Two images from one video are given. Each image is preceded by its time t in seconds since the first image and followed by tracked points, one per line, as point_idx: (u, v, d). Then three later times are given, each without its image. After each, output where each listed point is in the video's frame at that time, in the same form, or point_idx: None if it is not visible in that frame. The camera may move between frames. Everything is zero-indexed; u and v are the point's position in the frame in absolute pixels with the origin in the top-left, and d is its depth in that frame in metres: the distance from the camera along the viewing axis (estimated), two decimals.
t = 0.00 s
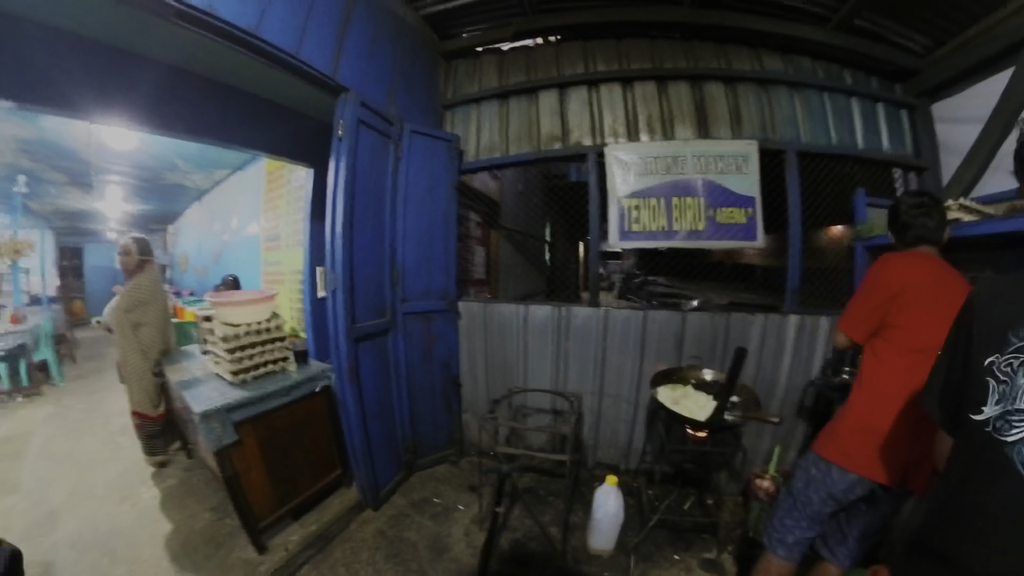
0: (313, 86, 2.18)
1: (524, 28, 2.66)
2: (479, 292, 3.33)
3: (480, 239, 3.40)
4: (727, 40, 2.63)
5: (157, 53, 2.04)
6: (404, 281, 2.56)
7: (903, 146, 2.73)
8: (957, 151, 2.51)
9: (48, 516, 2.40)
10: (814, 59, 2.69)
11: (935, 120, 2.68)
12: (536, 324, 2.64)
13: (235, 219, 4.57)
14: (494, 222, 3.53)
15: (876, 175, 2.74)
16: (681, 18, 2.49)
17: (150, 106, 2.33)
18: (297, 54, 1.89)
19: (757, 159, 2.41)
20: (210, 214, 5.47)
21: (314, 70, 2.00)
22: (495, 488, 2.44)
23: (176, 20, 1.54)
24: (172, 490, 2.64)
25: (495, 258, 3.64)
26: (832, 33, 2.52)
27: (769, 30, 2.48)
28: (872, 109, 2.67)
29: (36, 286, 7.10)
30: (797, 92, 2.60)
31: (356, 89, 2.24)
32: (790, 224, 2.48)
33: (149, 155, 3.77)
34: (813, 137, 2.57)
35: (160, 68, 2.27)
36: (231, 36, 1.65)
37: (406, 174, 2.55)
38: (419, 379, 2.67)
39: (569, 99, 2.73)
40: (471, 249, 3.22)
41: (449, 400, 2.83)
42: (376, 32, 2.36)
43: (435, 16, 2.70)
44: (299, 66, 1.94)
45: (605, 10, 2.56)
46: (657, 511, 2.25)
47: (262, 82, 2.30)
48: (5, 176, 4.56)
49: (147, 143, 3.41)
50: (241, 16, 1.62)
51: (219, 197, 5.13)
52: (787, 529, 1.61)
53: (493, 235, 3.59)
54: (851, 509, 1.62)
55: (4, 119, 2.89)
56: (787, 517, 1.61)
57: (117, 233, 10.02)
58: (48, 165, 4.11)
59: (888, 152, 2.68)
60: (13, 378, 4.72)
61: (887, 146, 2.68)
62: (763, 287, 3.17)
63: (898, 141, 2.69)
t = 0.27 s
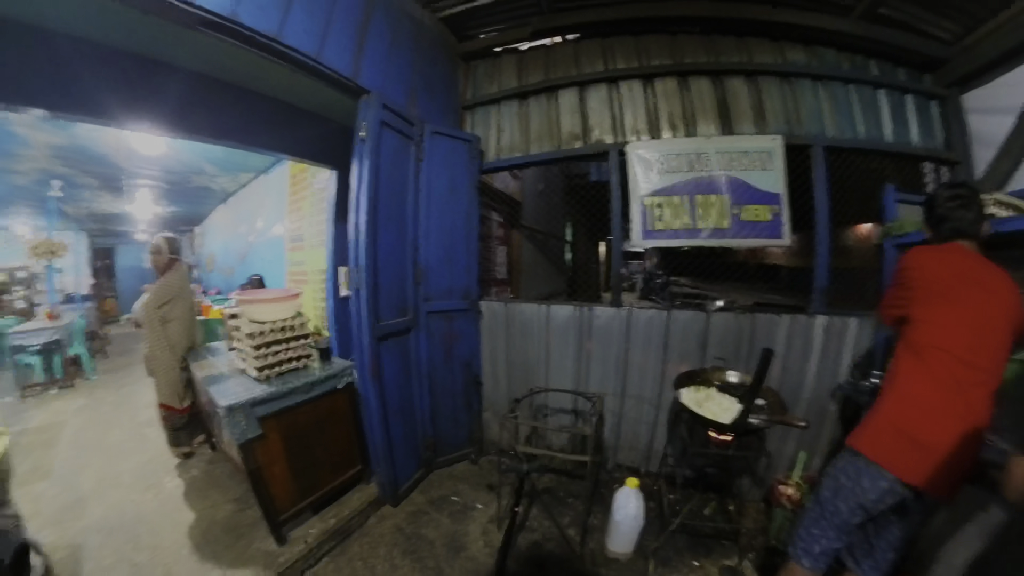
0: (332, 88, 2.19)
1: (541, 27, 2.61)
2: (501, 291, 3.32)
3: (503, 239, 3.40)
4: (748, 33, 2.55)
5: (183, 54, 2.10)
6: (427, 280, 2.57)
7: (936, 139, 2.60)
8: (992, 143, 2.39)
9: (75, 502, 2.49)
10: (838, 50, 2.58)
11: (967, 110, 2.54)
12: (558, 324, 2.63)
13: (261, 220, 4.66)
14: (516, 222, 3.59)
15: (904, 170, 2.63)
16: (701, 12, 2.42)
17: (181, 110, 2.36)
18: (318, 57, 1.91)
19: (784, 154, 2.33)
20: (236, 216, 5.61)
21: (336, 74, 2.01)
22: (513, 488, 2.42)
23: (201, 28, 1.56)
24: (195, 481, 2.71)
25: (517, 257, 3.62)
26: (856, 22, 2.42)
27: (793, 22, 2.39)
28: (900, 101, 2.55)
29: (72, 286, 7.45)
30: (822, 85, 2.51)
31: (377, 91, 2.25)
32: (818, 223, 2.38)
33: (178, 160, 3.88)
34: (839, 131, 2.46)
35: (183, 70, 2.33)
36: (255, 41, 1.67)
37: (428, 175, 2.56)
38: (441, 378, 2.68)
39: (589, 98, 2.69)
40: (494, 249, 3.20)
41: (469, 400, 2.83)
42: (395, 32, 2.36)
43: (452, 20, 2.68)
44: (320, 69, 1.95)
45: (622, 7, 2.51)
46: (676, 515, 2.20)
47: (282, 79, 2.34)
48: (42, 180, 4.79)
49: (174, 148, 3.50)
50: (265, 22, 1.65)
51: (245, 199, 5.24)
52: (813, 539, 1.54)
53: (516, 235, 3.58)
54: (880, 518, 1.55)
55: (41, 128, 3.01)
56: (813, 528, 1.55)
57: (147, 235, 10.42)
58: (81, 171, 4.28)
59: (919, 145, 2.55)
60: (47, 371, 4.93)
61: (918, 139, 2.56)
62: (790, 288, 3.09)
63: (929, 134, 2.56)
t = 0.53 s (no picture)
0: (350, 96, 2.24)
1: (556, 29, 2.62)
2: (521, 293, 3.38)
3: (521, 241, 3.50)
4: (767, 28, 2.48)
5: (198, 66, 2.20)
6: (446, 283, 2.60)
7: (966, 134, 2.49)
8: None
9: (104, 490, 2.61)
10: (861, 44, 2.49)
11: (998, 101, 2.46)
12: (576, 328, 2.64)
13: (284, 224, 4.76)
14: (535, 225, 3.64)
15: (933, 170, 2.53)
16: (718, 9, 2.37)
17: (199, 117, 2.50)
18: (335, 67, 1.95)
19: (807, 152, 2.27)
20: (260, 219, 5.75)
21: (353, 82, 2.05)
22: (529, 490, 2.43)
23: (220, 41, 1.60)
24: (218, 474, 2.80)
25: (536, 261, 3.73)
26: (878, 13, 2.33)
27: (813, 15, 2.31)
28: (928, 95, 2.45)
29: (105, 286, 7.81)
30: (845, 80, 2.42)
31: (392, 98, 2.28)
32: (842, 222, 2.33)
33: (202, 166, 4.00)
34: (863, 129, 2.39)
35: (203, 81, 2.47)
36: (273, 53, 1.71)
37: (446, 179, 2.57)
38: (461, 379, 2.71)
39: (607, 100, 2.67)
40: (511, 251, 3.33)
41: (486, 402, 2.85)
42: (410, 40, 2.40)
43: (469, 23, 2.70)
44: (338, 79, 2.00)
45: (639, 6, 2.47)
46: (691, 522, 2.17)
47: (294, 89, 2.40)
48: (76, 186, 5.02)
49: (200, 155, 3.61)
50: (281, 34, 1.69)
51: (268, 200, 5.36)
52: (828, 551, 1.51)
53: (535, 239, 3.68)
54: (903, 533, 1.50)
55: (74, 137, 3.15)
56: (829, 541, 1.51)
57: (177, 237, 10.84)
58: (112, 176, 4.46)
59: (948, 141, 2.46)
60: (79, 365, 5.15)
61: (945, 136, 2.47)
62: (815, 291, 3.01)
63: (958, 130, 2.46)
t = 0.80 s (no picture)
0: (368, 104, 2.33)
1: (562, 28, 2.62)
2: (534, 291, 3.42)
3: (536, 241, 3.53)
4: (779, 19, 2.43)
5: (226, 75, 2.23)
6: (460, 281, 2.65)
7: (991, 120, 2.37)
8: None
9: (131, 472, 2.76)
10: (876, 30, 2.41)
11: None
12: (585, 326, 2.67)
13: (307, 224, 4.89)
14: (548, 224, 3.64)
15: (958, 161, 2.39)
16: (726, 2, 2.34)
17: (231, 127, 2.53)
18: (348, 75, 2.06)
19: (819, 145, 2.20)
20: (283, 221, 5.93)
21: (365, 88, 2.14)
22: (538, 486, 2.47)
23: (240, 55, 1.79)
24: (239, 461, 2.91)
25: (550, 260, 3.69)
26: None
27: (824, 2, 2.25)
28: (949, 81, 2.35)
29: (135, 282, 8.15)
30: (860, 69, 2.36)
31: (404, 101, 2.33)
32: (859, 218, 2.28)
33: (227, 170, 4.13)
34: (880, 118, 2.31)
35: (236, 92, 2.51)
36: (287, 63, 1.87)
37: (459, 180, 2.61)
38: (472, 374, 2.76)
39: (617, 99, 2.66)
40: (524, 250, 3.34)
41: (499, 400, 2.90)
42: (421, 44, 2.45)
43: (477, 26, 2.73)
44: (351, 86, 2.10)
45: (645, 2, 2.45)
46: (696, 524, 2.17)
47: (318, 95, 2.41)
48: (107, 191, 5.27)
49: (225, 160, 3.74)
50: (294, 46, 1.84)
51: (291, 205, 5.52)
52: (836, 560, 1.51)
53: (549, 237, 3.66)
54: (909, 543, 1.49)
55: (107, 145, 3.31)
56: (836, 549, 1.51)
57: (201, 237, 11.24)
58: (141, 181, 4.66)
59: (972, 130, 2.34)
60: (112, 357, 5.40)
61: (969, 123, 2.34)
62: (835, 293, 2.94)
63: (982, 116, 2.35)
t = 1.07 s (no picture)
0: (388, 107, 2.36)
1: (578, 28, 2.58)
2: (553, 291, 3.41)
3: (556, 240, 3.46)
4: (796, 10, 2.33)
5: (254, 82, 2.29)
6: (478, 279, 2.66)
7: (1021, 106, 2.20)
8: None
9: (157, 460, 2.87)
10: (896, 17, 2.28)
11: None
12: (604, 325, 2.65)
13: (330, 225, 4.98)
14: (569, 223, 3.60)
15: (988, 151, 2.25)
16: None
17: (256, 132, 2.58)
18: (369, 78, 2.09)
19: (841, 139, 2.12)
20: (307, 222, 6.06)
21: (385, 91, 2.16)
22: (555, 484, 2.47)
23: (265, 62, 1.83)
24: (261, 453, 2.99)
25: (570, 258, 3.66)
26: None
27: None
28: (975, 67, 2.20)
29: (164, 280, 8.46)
30: (880, 58, 2.23)
31: (424, 104, 2.34)
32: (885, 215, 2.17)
33: (251, 173, 4.24)
34: (903, 109, 2.18)
35: (267, 100, 2.59)
36: (310, 70, 1.90)
37: (478, 180, 2.62)
38: (491, 372, 2.78)
39: (634, 96, 2.62)
40: (545, 251, 3.29)
41: (517, 399, 2.91)
42: (439, 45, 2.45)
43: (493, 27, 2.72)
44: (372, 89, 2.13)
45: None
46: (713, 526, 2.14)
47: (341, 100, 2.45)
48: (139, 195, 5.50)
49: (250, 163, 3.84)
50: (317, 52, 1.88)
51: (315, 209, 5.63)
52: (859, 569, 1.46)
53: (569, 236, 3.60)
54: (935, 552, 1.43)
55: (138, 150, 3.43)
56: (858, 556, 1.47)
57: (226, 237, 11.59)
58: (170, 185, 4.83)
59: (1004, 118, 2.18)
60: (142, 352, 5.61)
61: (999, 113, 2.18)
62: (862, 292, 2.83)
63: (1015, 105, 2.18)
